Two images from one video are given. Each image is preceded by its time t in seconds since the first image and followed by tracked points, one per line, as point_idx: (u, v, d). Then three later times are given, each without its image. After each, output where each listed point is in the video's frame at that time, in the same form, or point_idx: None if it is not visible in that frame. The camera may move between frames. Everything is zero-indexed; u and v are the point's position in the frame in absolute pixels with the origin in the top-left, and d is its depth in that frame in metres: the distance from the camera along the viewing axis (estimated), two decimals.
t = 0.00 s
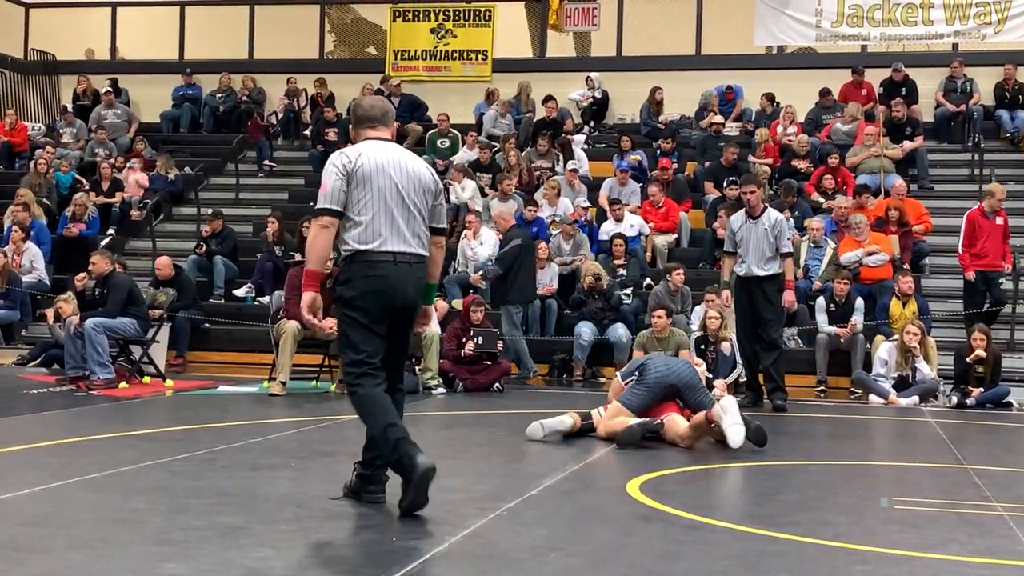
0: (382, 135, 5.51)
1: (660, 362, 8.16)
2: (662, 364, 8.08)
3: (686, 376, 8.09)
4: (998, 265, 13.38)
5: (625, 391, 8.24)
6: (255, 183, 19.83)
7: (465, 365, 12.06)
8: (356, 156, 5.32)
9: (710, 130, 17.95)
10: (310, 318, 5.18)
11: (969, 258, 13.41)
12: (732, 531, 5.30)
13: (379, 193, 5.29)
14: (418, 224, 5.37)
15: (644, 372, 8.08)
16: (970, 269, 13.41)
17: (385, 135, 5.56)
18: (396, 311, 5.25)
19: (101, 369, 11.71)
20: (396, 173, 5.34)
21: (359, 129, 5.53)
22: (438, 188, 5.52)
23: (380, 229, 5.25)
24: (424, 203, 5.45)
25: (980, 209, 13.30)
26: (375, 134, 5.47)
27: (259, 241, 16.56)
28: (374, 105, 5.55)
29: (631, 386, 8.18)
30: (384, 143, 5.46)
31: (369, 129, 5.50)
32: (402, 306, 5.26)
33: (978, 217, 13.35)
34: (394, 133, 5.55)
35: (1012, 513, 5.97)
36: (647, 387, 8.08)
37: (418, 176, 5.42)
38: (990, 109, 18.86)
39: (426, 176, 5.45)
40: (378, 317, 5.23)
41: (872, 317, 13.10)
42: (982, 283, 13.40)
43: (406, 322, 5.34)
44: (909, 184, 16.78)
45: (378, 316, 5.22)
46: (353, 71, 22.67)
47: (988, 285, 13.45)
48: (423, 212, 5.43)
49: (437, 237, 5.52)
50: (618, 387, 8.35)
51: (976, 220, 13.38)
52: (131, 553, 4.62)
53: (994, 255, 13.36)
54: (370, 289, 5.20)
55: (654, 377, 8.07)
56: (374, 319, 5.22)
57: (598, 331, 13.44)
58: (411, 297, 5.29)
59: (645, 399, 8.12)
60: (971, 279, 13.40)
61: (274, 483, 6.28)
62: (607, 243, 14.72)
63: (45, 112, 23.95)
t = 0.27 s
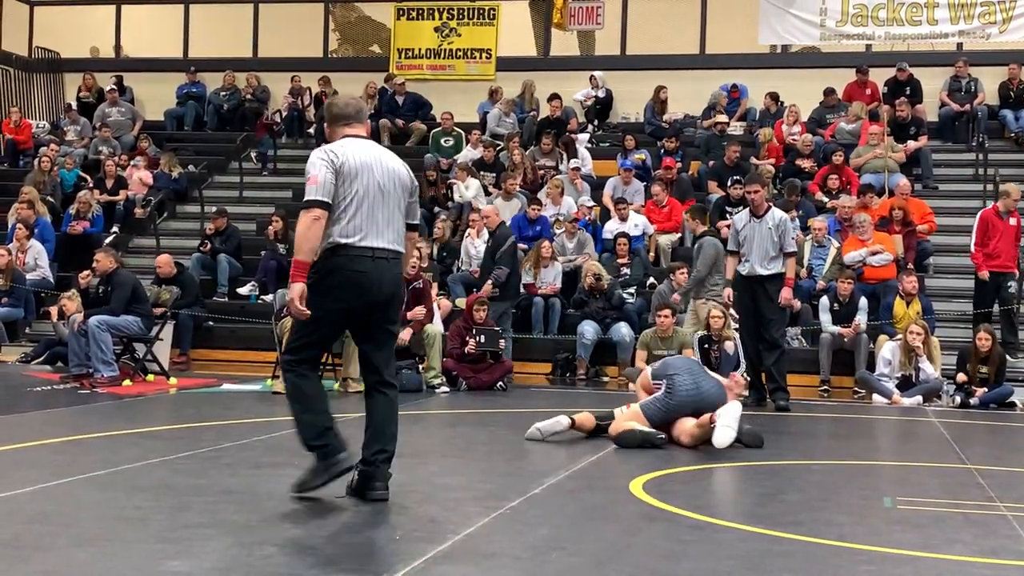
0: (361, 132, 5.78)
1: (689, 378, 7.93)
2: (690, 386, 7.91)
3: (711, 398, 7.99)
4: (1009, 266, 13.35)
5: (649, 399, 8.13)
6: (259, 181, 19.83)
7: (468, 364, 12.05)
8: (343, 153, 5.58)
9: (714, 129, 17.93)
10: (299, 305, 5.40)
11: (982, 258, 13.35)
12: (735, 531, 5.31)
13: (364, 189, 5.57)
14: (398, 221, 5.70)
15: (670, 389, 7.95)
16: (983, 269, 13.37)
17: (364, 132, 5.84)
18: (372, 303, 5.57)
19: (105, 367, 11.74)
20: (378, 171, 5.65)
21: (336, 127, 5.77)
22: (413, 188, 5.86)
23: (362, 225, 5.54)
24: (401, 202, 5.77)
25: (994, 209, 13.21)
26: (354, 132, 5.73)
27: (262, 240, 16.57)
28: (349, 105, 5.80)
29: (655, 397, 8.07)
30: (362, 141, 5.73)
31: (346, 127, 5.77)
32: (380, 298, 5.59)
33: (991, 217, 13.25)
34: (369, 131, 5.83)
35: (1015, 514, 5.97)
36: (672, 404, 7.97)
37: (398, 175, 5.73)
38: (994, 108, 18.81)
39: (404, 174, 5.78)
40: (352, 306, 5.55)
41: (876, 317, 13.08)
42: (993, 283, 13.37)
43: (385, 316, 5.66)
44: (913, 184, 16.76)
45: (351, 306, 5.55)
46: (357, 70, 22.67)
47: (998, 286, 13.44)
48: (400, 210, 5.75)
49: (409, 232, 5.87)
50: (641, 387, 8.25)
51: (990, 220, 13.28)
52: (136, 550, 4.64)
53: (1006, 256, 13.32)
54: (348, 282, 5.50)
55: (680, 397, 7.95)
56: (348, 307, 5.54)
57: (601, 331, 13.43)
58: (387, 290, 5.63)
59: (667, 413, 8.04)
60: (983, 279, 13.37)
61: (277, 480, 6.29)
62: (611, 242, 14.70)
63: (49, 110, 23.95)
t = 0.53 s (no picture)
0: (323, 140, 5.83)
1: (705, 378, 7.93)
2: (705, 385, 7.89)
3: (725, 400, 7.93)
4: None
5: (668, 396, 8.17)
6: (267, 177, 19.86)
7: (475, 361, 12.05)
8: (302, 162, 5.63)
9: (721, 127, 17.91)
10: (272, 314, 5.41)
11: (1002, 269, 13.37)
12: (741, 529, 5.31)
13: (325, 198, 5.62)
14: (362, 226, 5.76)
15: (685, 386, 7.97)
16: (1002, 279, 13.36)
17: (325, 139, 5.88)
18: (337, 308, 5.62)
19: (112, 361, 11.76)
20: (340, 179, 5.69)
21: (298, 136, 5.83)
22: (378, 190, 5.90)
23: (326, 232, 5.60)
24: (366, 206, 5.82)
25: (1017, 220, 13.22)
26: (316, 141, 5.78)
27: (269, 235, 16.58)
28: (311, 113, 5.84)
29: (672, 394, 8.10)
30: (325, 149, 5.78)
31: (308, 136, 5.81)
32: (346, 302, 5.63)
33: (1014, 227, 13.23)
34: (333, 138, 5.87)
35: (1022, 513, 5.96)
36: (686, 401, 7.97)
37: (360, 180, 5.77)
38: (1002, 107, 18.77)
39: (369, 179, 5.82)
40: (317, 313, 5.61)
41: (883, 316, 13.07)
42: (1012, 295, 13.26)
43: (354, 319, 5.70)
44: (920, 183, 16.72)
45: (316, 311, 5.60)
46: (365, 66, 22.69)
47: None
48: (366, 214, 5.80)
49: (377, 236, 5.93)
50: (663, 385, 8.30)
51: (1014, 230, 13.26)
52: (143, 545, 4.65)
53: None
54: (311, 287, 5.57)
55: (695, 395, 7.94)
56: (312, 313, 5.60)
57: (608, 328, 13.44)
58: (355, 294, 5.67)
59: (681, 411, 8.05)
60: (1001, 289, 13.34)
61: (283, 476, 6.30)
62: (617, 239, 14.71)
63: (57, 105, 23.99)
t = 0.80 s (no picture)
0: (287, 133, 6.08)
1: (708, 371, 7.85)
2: (707, 380, 7.83)
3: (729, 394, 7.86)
4: None
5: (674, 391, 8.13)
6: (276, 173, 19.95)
7: (482, 358, 12.08)
8: (258, 154, 5.88)
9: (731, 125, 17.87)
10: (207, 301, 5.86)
11: None
12: (749, 527, 5.30)
13: (278, 188, 5.85)
14: (318, 216, 5.96)
15: (688, 381, 7.92)
16: None
17: (291, 132, 6.12)
18: (290, 297, 5.84)
19: (122, 357, 11.79)
20: (295, 170, 5.91)
21: (265, 128, 6.12)
22: (339, 182, 6.08)
23: (275, 222, 5.82)
24: (324, 197, 6.02)
25: None
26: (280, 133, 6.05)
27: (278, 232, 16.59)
28: (280, 107, 6.12)
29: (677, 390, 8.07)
30: (286, 142, 6.03)
31: (274, 127, 6.10)
32: (296, 292, 5.85)
33: None
34: (297, 131, 6.11)
35: None
36: (690, 397, 7.94)
37: (318, 171, 5.98)
38: (1014, 106, 18.70)
39: (328, 170, 6.03)
40: (274, 300, 5.83)
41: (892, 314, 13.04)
42: None
43: (309, 304, 5.93)
44: (930, 181, 16.67)
45: (269, 301, 5.82)
46: (375, 62, 22.69)
47: None
48: (322, 205, 5.99)
49: (338, 224, 6.11)
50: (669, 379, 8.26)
51: None
52: (151, 540, 4.67)
53: None
54: (264, 277, 5.79)
55: (698, 391, 7.89)
56: (264, 304, 5.82)
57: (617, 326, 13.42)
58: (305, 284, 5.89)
59: (687, 407, 8.02)
60: None
61: (291, 471, 6.31)
62: (626, 237, 14.70)
63: (68, 100, 24.06)
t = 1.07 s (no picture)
0: (270, 131, 6.11)
1: (732, 363, 7.87)
2: (730, 371, 7.81)
3: (750, 387, 7.82)
4: None
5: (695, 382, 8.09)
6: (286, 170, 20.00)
7: (492, 355, 12.04)
8: (238, 153, 5.95)
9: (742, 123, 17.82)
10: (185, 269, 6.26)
11: None
12: (759, 526, 5.28)
13: (254, 188, 5.92)
14: (296, 215, 6.02)
15: (711, 371, 7.90)
16: None
17: (275, 129, 6.15)
18: (273, 292, 5.96)
19: (132, 353, 11.81)
20: (273, 169, 5.96)
21: (253, 124, 6.16)
22: (320, 180, 6.11)
23: (252, 221, 5.91)
24: (305, 195, 6.06)
25: None
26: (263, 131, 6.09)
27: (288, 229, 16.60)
28: (267, 104, 6.13)
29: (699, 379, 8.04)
30: (268, 139, 6.07)
31: (258, 125, 6.14)
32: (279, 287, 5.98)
33: None
34: (281, 128, 6.14)
35: None
36: (711, 387, 7.90)
37: (298, 171, 6.02)
38: None
39: (307, 169, 6.05)
40: (259, 294, 5.95)
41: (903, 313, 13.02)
42: None
43: (291, 298, 6.07)
44: (941, 180, 16.62)
45: (253, 295, 5.94)
46: (384, 59, 22.70)
47: None
48: (302, 204, 6.05)
49: (318, 222, 6.17)
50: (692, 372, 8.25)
51: None
52: (161, 536, 4.67)
53: None
54: (248, 273, 5.89)
55: (719, 381, 7.86)
56: (249, 297, 5.93)
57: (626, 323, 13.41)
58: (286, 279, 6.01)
59: (707, 396, 7.97)
60: None
61: (300, 468, 6.32)
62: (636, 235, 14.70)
63: (79, 97, 24.10)
